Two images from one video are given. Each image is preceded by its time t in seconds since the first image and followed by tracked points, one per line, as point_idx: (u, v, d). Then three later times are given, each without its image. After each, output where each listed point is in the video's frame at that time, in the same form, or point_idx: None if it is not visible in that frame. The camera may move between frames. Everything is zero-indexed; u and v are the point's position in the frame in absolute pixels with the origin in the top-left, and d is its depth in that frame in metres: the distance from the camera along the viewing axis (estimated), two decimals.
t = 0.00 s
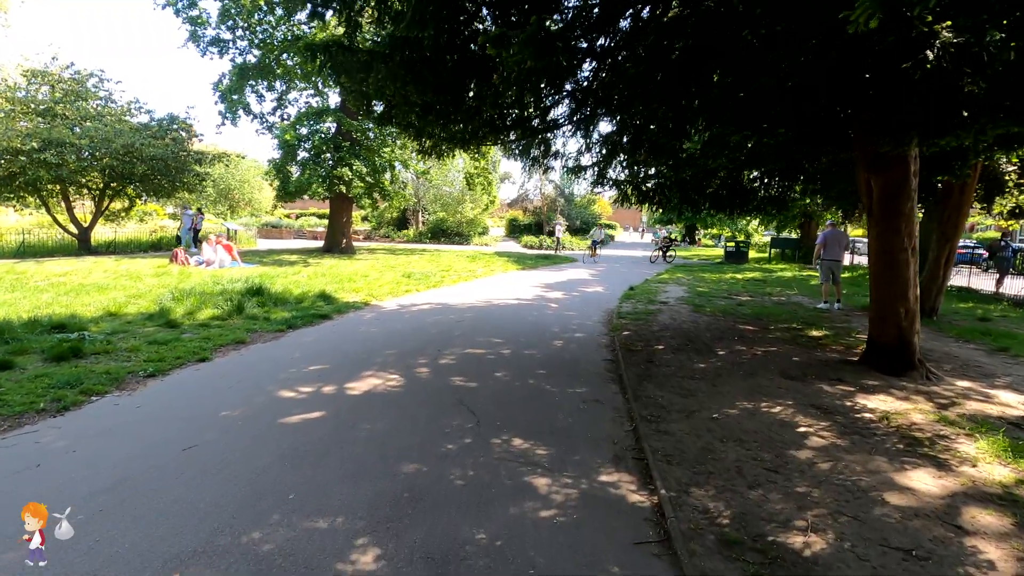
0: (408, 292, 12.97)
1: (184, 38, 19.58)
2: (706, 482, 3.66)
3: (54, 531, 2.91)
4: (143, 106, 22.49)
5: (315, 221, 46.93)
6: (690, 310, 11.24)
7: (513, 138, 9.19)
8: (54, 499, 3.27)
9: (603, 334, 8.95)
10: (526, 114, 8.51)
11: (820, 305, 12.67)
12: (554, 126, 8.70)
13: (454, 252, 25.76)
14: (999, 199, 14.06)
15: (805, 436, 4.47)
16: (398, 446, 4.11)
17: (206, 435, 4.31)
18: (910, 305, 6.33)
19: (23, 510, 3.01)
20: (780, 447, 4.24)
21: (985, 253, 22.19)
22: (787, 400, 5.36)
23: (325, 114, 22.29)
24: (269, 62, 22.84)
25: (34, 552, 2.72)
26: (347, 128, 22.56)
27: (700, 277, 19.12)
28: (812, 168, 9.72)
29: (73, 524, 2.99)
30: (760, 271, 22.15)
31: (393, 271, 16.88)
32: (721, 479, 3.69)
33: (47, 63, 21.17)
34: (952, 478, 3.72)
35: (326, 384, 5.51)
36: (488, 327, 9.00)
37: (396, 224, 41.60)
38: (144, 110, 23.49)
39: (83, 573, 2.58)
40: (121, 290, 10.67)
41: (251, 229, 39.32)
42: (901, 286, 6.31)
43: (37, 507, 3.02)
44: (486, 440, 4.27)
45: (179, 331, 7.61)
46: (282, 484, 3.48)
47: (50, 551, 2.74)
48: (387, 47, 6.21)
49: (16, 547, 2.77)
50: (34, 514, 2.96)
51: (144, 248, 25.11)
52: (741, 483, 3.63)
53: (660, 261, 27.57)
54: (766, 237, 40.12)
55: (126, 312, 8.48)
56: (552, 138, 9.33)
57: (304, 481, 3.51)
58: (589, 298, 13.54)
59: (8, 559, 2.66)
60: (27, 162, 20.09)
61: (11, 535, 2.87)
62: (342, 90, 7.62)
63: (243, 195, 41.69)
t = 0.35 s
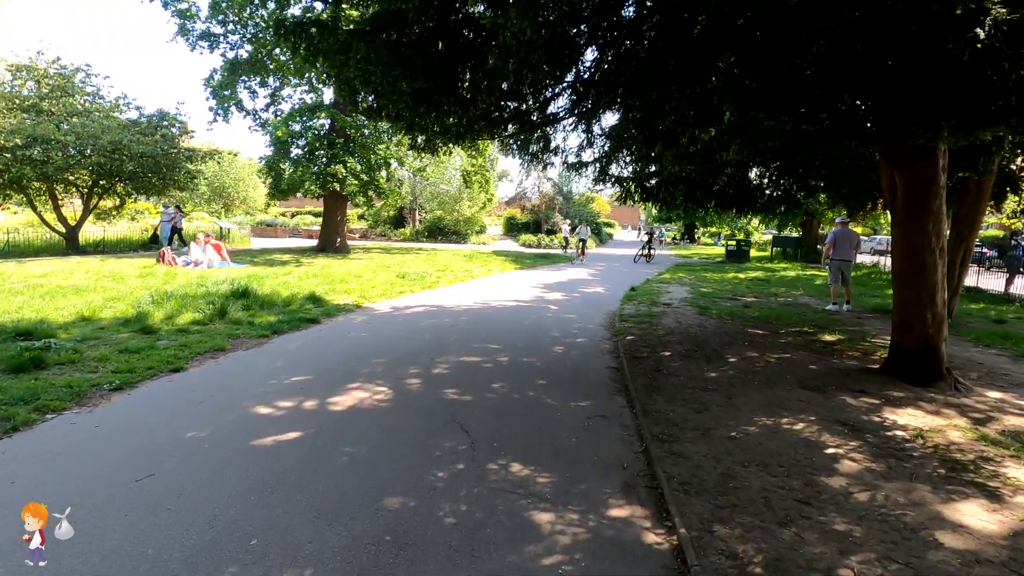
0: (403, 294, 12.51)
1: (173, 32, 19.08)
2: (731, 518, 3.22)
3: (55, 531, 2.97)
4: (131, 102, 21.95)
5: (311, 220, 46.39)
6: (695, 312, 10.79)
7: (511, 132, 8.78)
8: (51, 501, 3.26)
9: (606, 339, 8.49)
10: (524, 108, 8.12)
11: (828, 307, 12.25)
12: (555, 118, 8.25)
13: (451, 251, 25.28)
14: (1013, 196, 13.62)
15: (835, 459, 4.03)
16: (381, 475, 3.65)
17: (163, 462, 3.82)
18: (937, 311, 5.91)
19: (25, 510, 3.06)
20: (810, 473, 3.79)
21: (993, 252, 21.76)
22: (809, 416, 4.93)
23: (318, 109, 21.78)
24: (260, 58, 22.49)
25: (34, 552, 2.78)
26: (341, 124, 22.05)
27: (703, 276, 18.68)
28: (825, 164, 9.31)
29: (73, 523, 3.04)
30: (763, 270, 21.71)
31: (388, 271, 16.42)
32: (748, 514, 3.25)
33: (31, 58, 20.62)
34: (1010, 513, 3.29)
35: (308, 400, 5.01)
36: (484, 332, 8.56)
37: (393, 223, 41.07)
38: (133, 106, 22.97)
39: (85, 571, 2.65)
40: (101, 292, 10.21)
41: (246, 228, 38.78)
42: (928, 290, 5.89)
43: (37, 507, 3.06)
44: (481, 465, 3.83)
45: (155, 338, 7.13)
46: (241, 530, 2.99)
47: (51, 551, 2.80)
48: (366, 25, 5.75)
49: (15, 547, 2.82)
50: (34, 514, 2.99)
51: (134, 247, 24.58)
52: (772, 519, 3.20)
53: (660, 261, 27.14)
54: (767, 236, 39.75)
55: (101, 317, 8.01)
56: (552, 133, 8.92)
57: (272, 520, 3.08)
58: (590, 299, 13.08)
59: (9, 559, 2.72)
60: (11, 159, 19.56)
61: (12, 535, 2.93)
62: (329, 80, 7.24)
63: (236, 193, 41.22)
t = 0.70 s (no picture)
0: (396, 294, 12.06)
1: (159, 26, 18.57)
2: (762, 561, 2.79)
3: (54, 531, 2.96)
4: (118, 97, 21.42)
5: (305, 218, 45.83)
6: (699, 314, 10.38)
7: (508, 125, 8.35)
8: (50, 501, 3.26)
9: (607, 343, 8.06)
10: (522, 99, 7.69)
11: (836, 308, 11.86)
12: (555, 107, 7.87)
13: (446, 250, 24.81)
14: None
15: (869, 484, 3.61)
16: (360, 508, 3.21)
17: (113, 493, 3.37)
18: (965, 315, 5.52)
19: (25, 510, 3.06)
20: (843, 502, 3.37)
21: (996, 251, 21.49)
22: (833, 432, 4.52)
23: (310, 105, 21.24)
24: (251, 53, 22.02)
25: (33, 552, 2.77)
26: (333, 120, 21.54)
27: (704, 276, 18.28)
28: (836, 159, 8.90)
29: (73, 523, 3.04)
30: (765, 269, 21.34)
31: (381, 271, 15.97)
32: (779, 555, 2.83)
33: (14, 52, 20.06)
34: None
35: (284, 416, 4.56)
36: (480, 336, 8.12)
37: (389, 221, 40.58)
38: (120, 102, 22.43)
39: (84, 571, 2.65)
40: (78, 293, 9.74)
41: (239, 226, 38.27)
42: (955, 292, 5.50)
43: (38, 507, 3.07)
44: (473, 494, 3.41)
45: (127, 344, 6.66)
46: None
47: (50, 551, 2.80)
48: None
49: (15, 547, 2.82)
50: (34, 514, 3.01)
51: (122, 246, 24.03)
52: (809, 562, 2.77)
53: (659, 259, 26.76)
54: (765, 235, 39.46)
55: (73, 321, 7.55)
56: (551, 125, 8.50)
57: (229, 568, 2.65)
58: (590, 300, 12.65)
59: (9, 558, 2.72)
60: None
61: (11, 535, 2.93)
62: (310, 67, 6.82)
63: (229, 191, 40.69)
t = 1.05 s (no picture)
0: (391, 296, 11.64)
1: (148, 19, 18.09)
2: None
3: (54, 531, 3.00)
4: (108, 94, 20.98)
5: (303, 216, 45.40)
6: (706, 317, 9.94)
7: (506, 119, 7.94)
8: (49, 501, 3.28)
9: (611, 350, 7.61)
10: (520, 91, 7.31)
11: (848, 310, 11.40)
12: (553, 97, 7.54)
13: (445, 249, 24.37)
14: None
15: (916, 525, 3.16)
16: (331, 556, 2.79)
17: (52, 535, 2.96)
18: (1003, 324, 5.07)
19: (25, 510, 3.10)
20: (889, 546, 2.93)
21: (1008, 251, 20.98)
22: (865, 456, 4.07)
23: (305, 100, 20.75)
24: (245, 48, 21.57)
25: (34, 552, 2.81)
26: (328, 116, 21.07)
27: (709, 275, 17.84)
28: (850, 154, 8.44)
29: (73, 523, 3.07)
30: (771, 269, 20.87)
31: (377, 271, 15.53)
32: None
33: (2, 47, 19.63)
34: None
35: (257, 437, 4.14)
36: (477, 342, 7.68)
37: (388, 219, 40.15)
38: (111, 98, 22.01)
39: (84, 572, 2.68)
40: (57, 297, 9.32)
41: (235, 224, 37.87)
42: (992, 299, 5.05)
43: (38, 507, 3.11)
44: (462, 538, 2.98)
45: (97, 354, 6.22)
46: None
47: (50, 551, 2.83)
48: None
49: (16, 547, 2.86)
50: (34, 514, 3.06)
51: (115, 246, 23.63)
52: None
53: (661, 258, 26.31)
54: (768, 233, 39.01)
55: (43, 328, 7.11)
56: (551, 120, 8.09)
57: None
58: (592, 302, 12.19)
59: (11, 557, 2.76)
60: None
61: (12, 534, 2.96)
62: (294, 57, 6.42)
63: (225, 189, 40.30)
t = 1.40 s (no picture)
0: (384, 297, 11.21)
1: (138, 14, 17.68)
2: None
3: (55, 531, 2.88)
4: (98, 90, 20.56)
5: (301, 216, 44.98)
6: (714, 319, 9.48)
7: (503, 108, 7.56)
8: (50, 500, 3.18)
9: (615, 355, 7.15)
10: (519, 78, 6.93)
11: (860, 311, 10.96)
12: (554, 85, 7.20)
13: (443, 249, 23.95)
14: None
15: (979, 565, 2.71)
16: None
17: None
18: None
19: (25, 510, 3.00)
20: None
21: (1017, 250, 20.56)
22: (904, 477, 3.62)
23: (300, 96, 20.35)
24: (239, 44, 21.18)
25: (33, 553, 2.69)
26: (323, 113, 20.65)
27: (712, 275, 17.41)
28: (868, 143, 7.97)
29: (74, 523, 2.96)
30: (775, 268, 20.43)
31: (372, 271, 15.10)
32: None
33: None
34: None
35: (224, 456, 3.70)
36: (474, 346, 7.22)
37: (386, 218, 39.75)
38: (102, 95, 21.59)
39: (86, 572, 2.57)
40: (33, 298, 8.89)
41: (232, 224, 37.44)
42: None
43: (38, 507, 3.01)
44: None
45: (63, 361, 5.76)
46: None
47: (50, 551, 2.71)
48: None
49: (16, 547, 2.74)
50: (34, 514, 2.95)
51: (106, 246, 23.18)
52: None
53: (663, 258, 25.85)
54: (770, 232, 38.61)
55: (9, 332, 6.65)
56: (551, 109, 7.70)
57: None
58: (593, 302, 11.73)
59: (7, 561, 2.63)
60: None
61: (10, 535, 2.84)
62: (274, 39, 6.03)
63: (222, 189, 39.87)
